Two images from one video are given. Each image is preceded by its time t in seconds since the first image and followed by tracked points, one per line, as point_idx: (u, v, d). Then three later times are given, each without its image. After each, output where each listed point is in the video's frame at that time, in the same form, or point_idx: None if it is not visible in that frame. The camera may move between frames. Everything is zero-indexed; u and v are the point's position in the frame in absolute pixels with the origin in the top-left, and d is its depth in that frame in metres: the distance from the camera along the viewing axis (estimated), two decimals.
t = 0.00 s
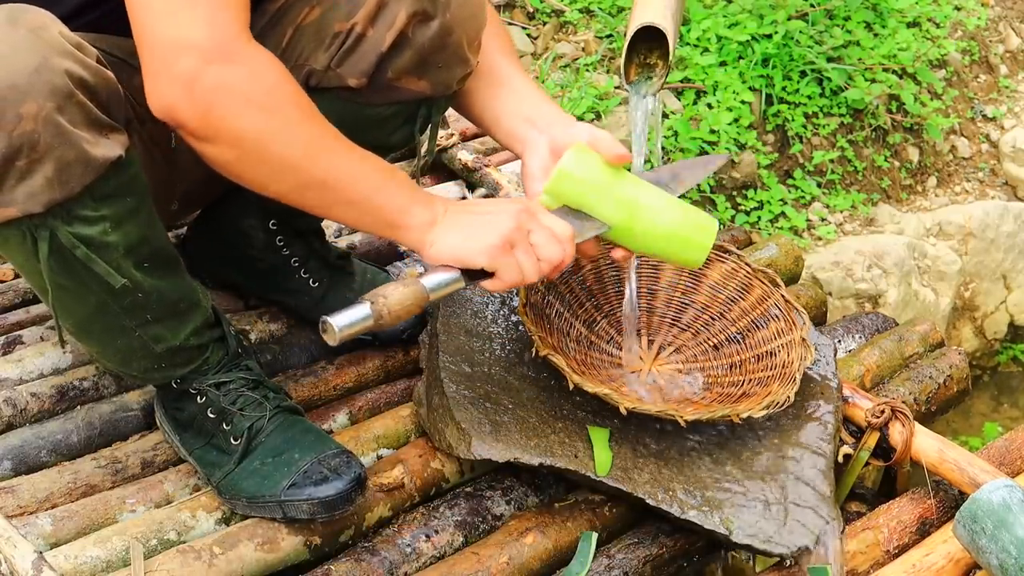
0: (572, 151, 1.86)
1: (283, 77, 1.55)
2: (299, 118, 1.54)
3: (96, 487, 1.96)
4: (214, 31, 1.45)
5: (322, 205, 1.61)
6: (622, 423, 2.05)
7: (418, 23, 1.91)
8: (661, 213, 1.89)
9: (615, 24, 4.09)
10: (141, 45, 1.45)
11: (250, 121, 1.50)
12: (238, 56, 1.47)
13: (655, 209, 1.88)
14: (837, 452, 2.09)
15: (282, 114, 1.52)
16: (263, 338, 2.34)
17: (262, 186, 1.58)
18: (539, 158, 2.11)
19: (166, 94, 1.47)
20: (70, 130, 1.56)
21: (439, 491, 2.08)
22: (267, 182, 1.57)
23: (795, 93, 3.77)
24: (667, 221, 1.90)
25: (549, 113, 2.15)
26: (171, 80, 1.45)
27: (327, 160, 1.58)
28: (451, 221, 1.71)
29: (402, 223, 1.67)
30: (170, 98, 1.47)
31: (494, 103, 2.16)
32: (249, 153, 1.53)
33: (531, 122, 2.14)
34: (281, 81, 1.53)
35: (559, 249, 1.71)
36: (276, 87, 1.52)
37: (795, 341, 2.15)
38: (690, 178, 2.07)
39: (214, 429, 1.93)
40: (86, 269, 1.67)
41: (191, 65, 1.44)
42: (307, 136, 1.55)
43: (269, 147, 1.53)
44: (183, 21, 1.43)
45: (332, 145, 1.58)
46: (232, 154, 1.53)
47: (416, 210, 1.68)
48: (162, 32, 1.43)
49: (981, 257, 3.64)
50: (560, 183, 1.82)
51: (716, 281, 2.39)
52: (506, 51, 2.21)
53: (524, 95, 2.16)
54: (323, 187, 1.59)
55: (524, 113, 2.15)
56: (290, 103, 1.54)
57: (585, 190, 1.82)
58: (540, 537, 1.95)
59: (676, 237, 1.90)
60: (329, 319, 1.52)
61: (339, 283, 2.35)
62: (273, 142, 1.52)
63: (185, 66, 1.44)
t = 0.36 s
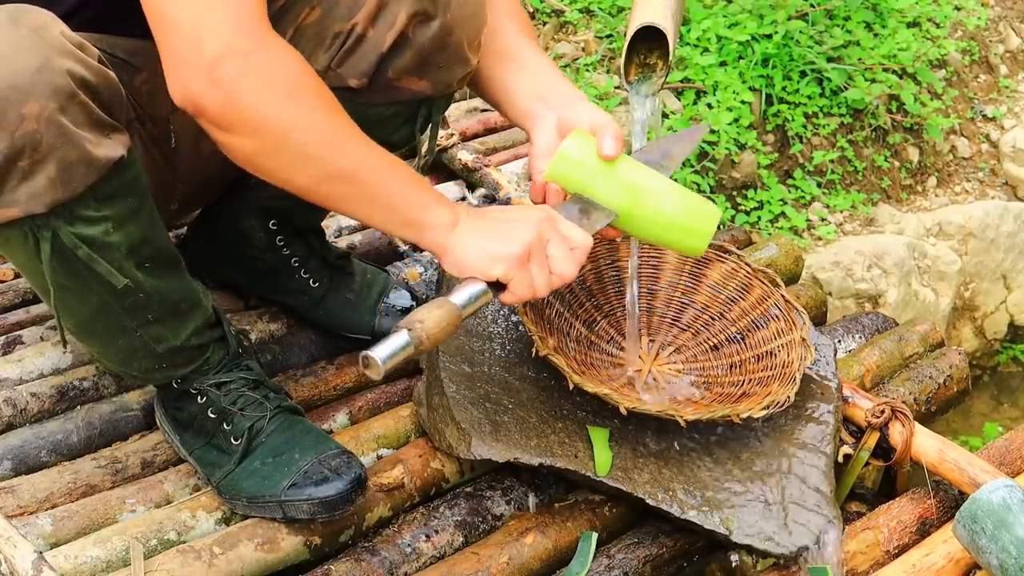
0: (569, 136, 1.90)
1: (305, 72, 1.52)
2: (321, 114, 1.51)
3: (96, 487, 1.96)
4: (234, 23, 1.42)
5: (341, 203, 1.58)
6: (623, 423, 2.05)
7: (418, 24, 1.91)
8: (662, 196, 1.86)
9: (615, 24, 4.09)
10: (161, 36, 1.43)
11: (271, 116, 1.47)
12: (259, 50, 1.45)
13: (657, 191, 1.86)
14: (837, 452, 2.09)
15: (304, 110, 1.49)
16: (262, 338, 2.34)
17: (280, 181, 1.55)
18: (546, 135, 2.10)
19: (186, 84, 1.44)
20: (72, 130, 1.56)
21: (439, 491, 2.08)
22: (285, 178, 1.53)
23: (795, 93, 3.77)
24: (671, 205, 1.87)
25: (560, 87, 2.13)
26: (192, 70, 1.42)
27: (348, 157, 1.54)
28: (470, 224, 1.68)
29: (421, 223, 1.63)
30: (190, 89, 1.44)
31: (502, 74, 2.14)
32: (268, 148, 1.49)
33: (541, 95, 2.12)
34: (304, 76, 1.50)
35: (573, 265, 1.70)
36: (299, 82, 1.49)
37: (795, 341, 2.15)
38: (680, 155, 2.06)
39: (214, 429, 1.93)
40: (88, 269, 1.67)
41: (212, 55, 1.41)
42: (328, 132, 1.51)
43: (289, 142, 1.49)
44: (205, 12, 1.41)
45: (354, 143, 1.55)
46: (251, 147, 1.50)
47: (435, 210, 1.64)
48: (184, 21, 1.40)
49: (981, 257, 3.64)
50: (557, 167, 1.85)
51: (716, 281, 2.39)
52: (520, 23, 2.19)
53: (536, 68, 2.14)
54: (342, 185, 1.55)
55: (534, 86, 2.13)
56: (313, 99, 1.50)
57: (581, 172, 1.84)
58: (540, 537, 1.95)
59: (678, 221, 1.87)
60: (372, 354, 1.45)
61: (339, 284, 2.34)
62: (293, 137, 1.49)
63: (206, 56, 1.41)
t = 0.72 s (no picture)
0: (549, 119, 1.91)
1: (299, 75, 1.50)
2: (311, 119, 1.50)
3: (96, 487, 1.96)
4: (226, 22, 1.42)
5: (330, 208, 1.56)
6: (622, 423, 2.04)
7: (414, 22, 1.91)
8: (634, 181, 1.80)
9: (615, 24, 4.09)
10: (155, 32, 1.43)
11: (260, 117, 1.46)
12: (250, 49, 1.44)
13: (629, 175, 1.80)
14: (837, 452, 2.09)
15: (294, 113, 1.48)
16: (262, 338, 2.34)
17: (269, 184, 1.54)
18: (532, 110, 2.09)
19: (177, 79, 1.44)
20: (69, 130, 1.56)
21: (439, 491, 2.08)
22: (274, 180, 1.52)
23: (794, 93, 3.77)
24: (644, 192, 1.80)
25: (557, 63, 2.11)
26: (184, 66, 1.42)
27: (337, 164, 1.52)
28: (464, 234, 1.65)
29: (411, 233, 1.61)
30: (184, 90, 1.44)
31: (501, 43, 2.13)
32: (256, 148, 1.48)
33: (538, 68, 2.11)
34: (297, 81, 1.49)
35: (569, 274, 1.67)
36: (290, 85, 1.48)
37: (795, 341, 2.15)
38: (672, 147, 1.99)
39: (214, 429, 1.93)
40: (87, 268, 1.67)
41: (204, 54, 1.41)
42: (319, 135, 1.50)
43: (278, 145, 1.48)
44: (198, 9, 1.40)
45: (345, 149, 1.53)
46: (240, 147, 1.49)
47: (427, 219, 1.62)
48: (176, 17, 1.40)
49: (981, 257, 3.64)
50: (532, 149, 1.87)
51: (716, 282, 2.39)
52: None
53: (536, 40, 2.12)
54: (330, 191, 1.53)
55: (530, 58, 2.11)
56: (304, 103, 1.49)
57: (558, 155, 1.85)
58: (540, 537, 1.95)
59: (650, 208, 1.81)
60: (373, 379, 1.43)
61: (339, 284, 2.34)
62: (282, 139, 1.48)
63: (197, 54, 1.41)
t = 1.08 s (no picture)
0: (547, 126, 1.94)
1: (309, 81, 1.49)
2: (322, 125, 1.48)
3: (96, 487, 1.96)
4: (234, 29, 1.41)
5: (342, 215, 1.55)
6: (623, 423, 2.04)
7: (412, 24, 1.91)
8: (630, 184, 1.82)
9: (615, 24, 4.09)
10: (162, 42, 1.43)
11: (269, 123, 1.45)
12: (259, 57, 1.43)
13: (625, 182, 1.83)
14: (836, 452, 2.09)
15: (304, 118, 1.47)
16: (262, 338, 2.34)
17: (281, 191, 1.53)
18: (521, 110, 2.08)
19: (188, 89, 1.44)
20: (65, 132, 1.56)
21: (439, 491, 2.08)
22: (286, 188, 1.51)
23: (794, 94, 3.77)
24: (644, 196, 1.81)
25: (545, 59, 2.10)
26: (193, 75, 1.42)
27: (348, 170, 1.51)
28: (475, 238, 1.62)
29: (424, 238, 1.59)
30: (194, 95, 1.44)
31: (494, 37, 2.12)
32: (266, 156, 1.48)
33: (527, 65, 2.10)
34: (307, 88, 1.48)
35: (577, 287, 1.63)
36: (299, 89, 1.47)
37: (795, 341, 2.15)
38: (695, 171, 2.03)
39: (213, 429, 1.93)
40: (84, 271, 1.67)
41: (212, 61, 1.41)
42: (329, 141, 1.49)
43: (289, 152, 1.47)
44: (206, 16, 1.40)
45: (356, 153, 1.51)
46: (251, 155, 1.48)
47: (440, 224, 1.59)
48: (184, 25, 1.40)
49: (981, 257, 3.64)
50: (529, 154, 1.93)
51: (716, 281, 2.39)
52: None
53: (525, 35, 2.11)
54: (342, 198, 1.52)
55: (521, 54, 2.10)
56: (315, 107, 1.48)
57: (553, 159, 1.89)
58: (540, 537, 1.95)
59: (653, 214, 1.81)
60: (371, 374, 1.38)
61: (339, 284, 2.34)
62: (292, 146, 1.47)
63: (205, 63, 1.41)
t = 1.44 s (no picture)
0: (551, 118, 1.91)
1: (332, 86, 1.49)
2: (344, 130, 1.47)
3: (96, 487, 1.96)
4: (256, 29, 1.42)
5: (362, 225, 1.53)
6: (622, 422, 2.04)
7: (415, 28, 1.93)
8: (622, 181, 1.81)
9: (615, 24, 4.09)
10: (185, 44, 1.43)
11: (290, 126, 1.44)
12: (281, 59, 1.43)
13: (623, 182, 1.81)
14: (836, 452, 2.09)
15: (327, 122, 1.46)
16: (263, 338, 2.34)
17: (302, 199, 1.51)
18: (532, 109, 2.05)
19: (211, 89, 1.44)
20: (67, 135, 1.56)
21: (439, 491, 2.08)
22: (307, 194, 1.50)
23: (794, 94, 3.77)
24: (646, 196, 1.79)
25: (554, 57, 2.09)
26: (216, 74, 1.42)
27: (370, 176, 1.48)
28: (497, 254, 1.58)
29: (445, 253, 1.55)
30: (218, 94, 1.44)
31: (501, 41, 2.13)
32: (287, 160, 1.46)
33: (536, 65, 2.09)
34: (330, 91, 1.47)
35: (607, 300, 1.58)
36: (323, 93, 1.46)
37: (795, 341, 2.15)
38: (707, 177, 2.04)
39: (213, 429, 1.93)
40: (87, 274, 1.67)
41: (235, 60, 1.41)
42: (352, 146, 1.47)
43: (311, 156, 1.46)
44: (229, 13, 1.40)
45: (378, 161, 1.49)
46: (272, 158, 1.47)
47: (461, 239, 1.56)
48: (207, 23, 1.40)
49: (981, 257, 3.64)
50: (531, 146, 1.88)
51: (716, 282, 2.40)
52: None
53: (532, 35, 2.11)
54: (364, 205, 1.50)
55: (528, 55, 2.10)
56: (338, 111, 1.47)
57: (552, 151, 1.87)
58: (540, 537, 1.95)
59: (659, 214, 1.78)
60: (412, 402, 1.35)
61: (339, 285, 2.34)
62: (313, 149, 1.45)
63: (228, 61, 1.41)
